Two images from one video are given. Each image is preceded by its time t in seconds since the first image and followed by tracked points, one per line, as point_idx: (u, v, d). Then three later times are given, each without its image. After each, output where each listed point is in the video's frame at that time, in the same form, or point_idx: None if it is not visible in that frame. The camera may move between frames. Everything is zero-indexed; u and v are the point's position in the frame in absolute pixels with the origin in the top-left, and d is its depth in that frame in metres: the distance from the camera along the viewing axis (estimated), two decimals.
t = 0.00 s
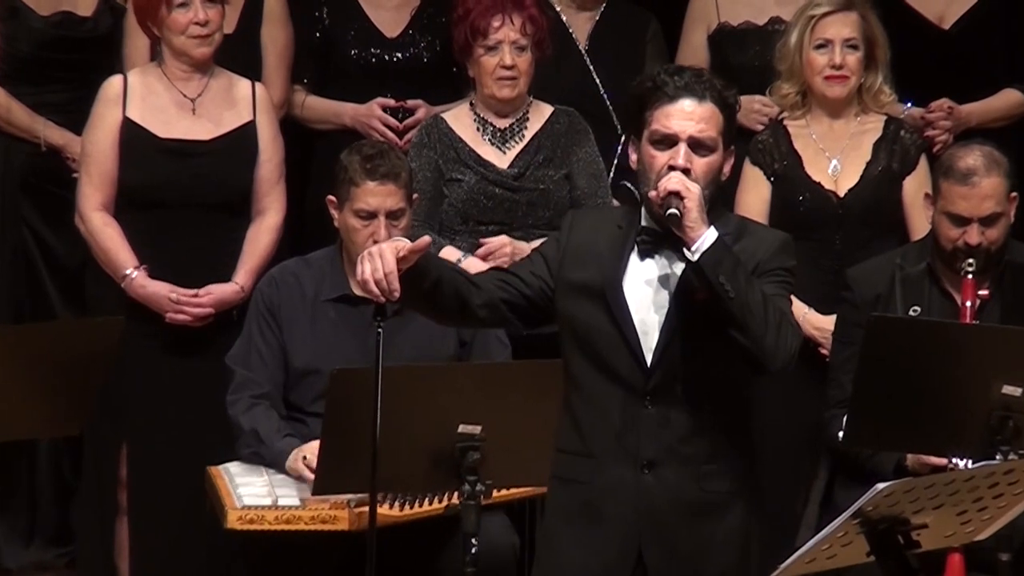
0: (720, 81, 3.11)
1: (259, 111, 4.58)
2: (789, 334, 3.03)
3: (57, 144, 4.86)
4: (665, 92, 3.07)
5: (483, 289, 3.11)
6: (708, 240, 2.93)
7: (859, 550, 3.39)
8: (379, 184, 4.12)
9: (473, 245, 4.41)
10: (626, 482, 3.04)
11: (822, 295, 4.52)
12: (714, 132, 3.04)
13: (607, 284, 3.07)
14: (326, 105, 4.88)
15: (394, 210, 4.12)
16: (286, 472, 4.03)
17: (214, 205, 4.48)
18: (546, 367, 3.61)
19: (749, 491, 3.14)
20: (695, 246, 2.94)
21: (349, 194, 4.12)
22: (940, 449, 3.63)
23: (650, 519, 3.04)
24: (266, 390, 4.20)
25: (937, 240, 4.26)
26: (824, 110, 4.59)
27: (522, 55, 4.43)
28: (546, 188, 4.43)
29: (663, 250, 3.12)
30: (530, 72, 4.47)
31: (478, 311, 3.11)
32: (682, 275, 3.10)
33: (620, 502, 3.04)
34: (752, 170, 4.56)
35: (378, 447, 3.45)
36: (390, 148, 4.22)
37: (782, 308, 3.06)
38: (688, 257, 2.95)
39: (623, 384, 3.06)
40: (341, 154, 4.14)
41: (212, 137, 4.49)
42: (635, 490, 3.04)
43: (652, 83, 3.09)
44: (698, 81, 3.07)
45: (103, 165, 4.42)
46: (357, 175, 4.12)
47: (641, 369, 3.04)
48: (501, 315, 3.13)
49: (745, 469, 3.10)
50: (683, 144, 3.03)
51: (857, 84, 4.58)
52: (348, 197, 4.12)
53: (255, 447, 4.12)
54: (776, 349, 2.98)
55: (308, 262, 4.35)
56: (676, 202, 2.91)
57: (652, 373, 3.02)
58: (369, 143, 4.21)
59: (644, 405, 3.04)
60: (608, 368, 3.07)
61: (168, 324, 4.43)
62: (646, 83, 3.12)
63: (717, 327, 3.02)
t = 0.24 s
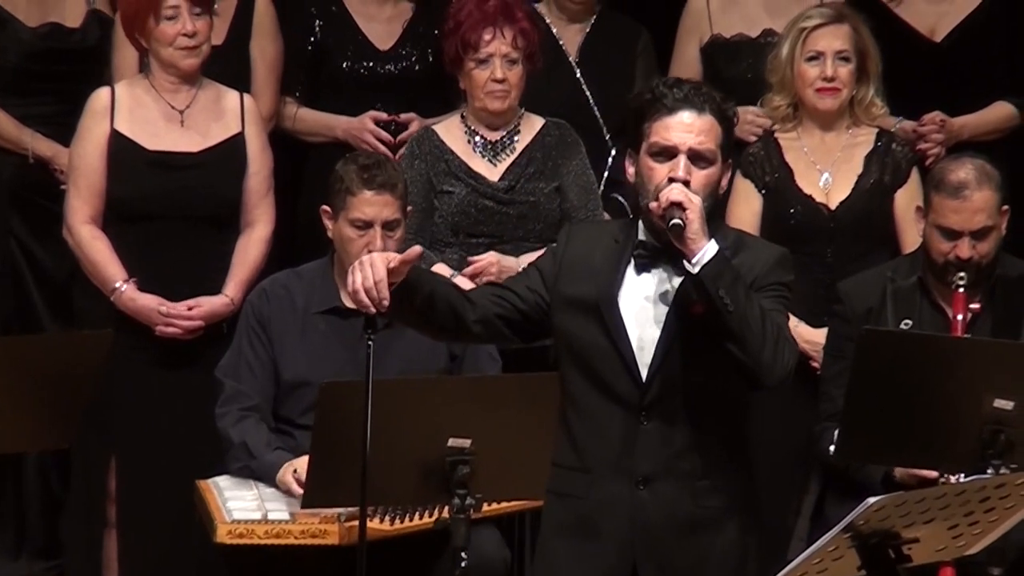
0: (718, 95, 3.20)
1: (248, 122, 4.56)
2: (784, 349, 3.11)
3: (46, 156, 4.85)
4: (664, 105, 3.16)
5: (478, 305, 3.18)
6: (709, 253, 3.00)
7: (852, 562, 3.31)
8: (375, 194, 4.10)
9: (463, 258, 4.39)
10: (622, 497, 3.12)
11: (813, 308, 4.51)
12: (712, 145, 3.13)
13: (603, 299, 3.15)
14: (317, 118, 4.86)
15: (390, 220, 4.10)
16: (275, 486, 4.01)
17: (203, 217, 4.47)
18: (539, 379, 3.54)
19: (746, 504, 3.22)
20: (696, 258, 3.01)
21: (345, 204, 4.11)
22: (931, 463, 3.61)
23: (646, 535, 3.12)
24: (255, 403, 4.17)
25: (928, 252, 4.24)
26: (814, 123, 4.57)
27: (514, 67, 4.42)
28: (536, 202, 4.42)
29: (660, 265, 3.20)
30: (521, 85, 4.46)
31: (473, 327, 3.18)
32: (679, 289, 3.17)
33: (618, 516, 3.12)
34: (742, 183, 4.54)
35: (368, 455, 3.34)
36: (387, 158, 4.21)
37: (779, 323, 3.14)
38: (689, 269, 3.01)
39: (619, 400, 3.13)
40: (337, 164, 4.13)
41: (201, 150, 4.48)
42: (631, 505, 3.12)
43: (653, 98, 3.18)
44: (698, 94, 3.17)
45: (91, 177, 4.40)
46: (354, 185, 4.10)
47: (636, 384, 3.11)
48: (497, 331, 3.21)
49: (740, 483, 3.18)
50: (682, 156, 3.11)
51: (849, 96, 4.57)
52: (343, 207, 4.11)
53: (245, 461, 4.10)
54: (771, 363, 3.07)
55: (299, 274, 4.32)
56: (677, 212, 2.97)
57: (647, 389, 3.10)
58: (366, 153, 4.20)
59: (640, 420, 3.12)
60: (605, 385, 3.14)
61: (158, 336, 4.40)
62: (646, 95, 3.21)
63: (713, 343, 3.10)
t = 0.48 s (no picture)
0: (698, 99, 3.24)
1: (224, 128, 4.56)
2: (769, 353, 3.15)
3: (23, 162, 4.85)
4: (644, 109, 3.20)
5: (454, 321, 3.22)
6: (696, 256, 3.05)
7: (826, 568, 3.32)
8: (358, 198, 4.06)
9: (440, 264, 4.40)
10: (604, 505, 3.17)
11: (788, 315, 4.52)
12: (694, 147, 3.16)
13: (582, 308, 3.19)
14: (296, 124, 4.86)
15: (373, 224, 4.06)
16: (250, 492, 3.90)
17: (180, 224, 4.46)
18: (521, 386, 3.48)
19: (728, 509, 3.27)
20: (684, 259, 3.05)
21: (328, 207, 4.06)
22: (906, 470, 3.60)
23: (628, 541, 3.17)
24: (232, 409, 4.09)
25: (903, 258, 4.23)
26: (791, 128, 4.58)
27: (492, 74, 4.42)
28: (514, 209, 4.43)
29: (640, 272, 3.24)
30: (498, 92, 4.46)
31: (449, 343, 3.22)
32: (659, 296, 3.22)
33: (600, 525, 3.17)
34: (720, 190, 4.54)
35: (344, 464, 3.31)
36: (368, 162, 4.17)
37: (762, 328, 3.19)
38: (677, 272, 3.05)
39: (599, 409, 3.18)
40: (319, 167, 4.09)
41: (177, 157, 4.47)
42: (614, 512, 3.17)
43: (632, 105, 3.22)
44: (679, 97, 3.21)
45: (67, 184, 4.40)
46: (336, 188, 4.06)
47: (617, 393, 3.16)
48: (476, 343, 3.25)
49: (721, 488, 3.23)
50: (667, 158, 3.14)
51: (826, 102, 4.58)
52: (325, 210, 4.06)
53: (220, 468, 3.99)
54: (757, 369, 3.11)
55: (276, 279, 4.25)
56: (665, 214, 3.00)
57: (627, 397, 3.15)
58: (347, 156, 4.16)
59: (621, 429, 3.17)
60: (586, 395, 3.19)
61: (135, 344, 4.40)
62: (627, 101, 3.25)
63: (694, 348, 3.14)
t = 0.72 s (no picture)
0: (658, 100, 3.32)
1: (184, 131, 4.55)
2: (736, 351, 3.25)
3: None
4: (608, 110, 3.28)
5: (415, 329, 3.32)
6: (665, 251, 3.13)
7: (788, 570, 3.33)
8: (320, 200, 4.04)
9: (400, 267, 4.40)
10: (570, 508, 3.24)
11: (748, 317, 4.55)
12: (655, 145, 3.24)
13: (545, 310, 3.28)
14: (257, 127, 4.86)
15: (334, 226, 4.05)
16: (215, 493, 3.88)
17: (140, 227, 4.46)
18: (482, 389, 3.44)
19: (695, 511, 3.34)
20: (654, 256, 3.13)
21: (290, 208, 4.04)
22: (866, 473, 3.59)
23: (593, 543, 3.25)
24: (193, 411, 4.04)
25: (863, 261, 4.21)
26: (751, 131, 4.61)
27: (452, 78, 4.42)
28: (475, 212, 4.43)
29: (604, 273, 3.32)
30: (459, 94, 4.46)
31: (410, 351, 3.32)
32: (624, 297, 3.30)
33: (566, 526, 3.25)
34: (680, 192, 4.58)
35: (304, 472, 3.29)
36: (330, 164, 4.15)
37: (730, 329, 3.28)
38: (648, 268, 3.14)
39: (564, 412, 3.26)
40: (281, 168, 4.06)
41: (137, 160, 4.46)
42: (580, 514, 3.25)
43: (595, 106, 3.30)
44: (640, 99, 3.28)
45: (26, 187, 4.39)
46: (298, 190, 4.04)
47: (581, 395, 3.25)
48: (438, 350, 3.35)
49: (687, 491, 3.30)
50: (631, 157, 3.22)
51: (786, 104, 4.61)
52: (285, 211, 4.04)
53: (184, 470, 3.97)
54: (724, 368, 3.21)
55: (236, 281, 4.17)
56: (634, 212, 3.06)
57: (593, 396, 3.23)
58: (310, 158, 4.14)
59: (586, 429, 3.25)
60: (552, 399, 3.27)
61: (93, 347, 4.40)
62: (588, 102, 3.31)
63: (659, 348, 3.25)
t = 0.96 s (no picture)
0: (638, 106, 3.41)
1: (161, 135, 4.54)
2: (718, 363, 3.32)
3: None
4: (588, 116, 3.37)
5: (394, 331, 3.37)
6: (649, 261, 3.21)
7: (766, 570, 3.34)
8: (292, 203, 4.04)
9: (377, 272, 4.40)
10: (551, 512, 3.36)
11: (727, 320, 4.57)
12: (636, 152, 3.33)
13: (524, 317, 3.39)
14: (232, 131, 4.85)
15: (308, 230, 4.04)
16: (191, 495, 3.88)
17: (117, 231, 4.46)
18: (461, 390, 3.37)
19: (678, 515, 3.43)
20: (638, 266, 3.20)
21: (261, 215, 4.04)
22: (845, 474, 3.58)
23: (573, 548, 3.36)
24: (170, 416, 4.03)
25: (843, 267, 4.20)
26: (730, 133, 4.62)
27: (429, 82, 4.43)
28: (452, 216, 4.43)
29: (584, 280, 3.43)
30: (437, 98, 4.47)
31: (390, 355, 3.38)
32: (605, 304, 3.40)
33: (546, 531, 3.36)
34: (659, 195, 4.58)
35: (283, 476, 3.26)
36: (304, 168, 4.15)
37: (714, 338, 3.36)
38: (631, 278, 3.21)
39: (544, 418, 3.38)
40: (254, 173, 4.06)
41: (113, 164, 4.47)
42: (561, 519, 3.36)
43: (576, 110, 3.39)
44: (621, 105, 3.38)
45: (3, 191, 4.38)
46: (271, 194, 4.04)
47: (561, 401, 3.36)
48: (416, 353, 3.42)
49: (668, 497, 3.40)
50: (612, 165, 3.32)
51: (764, 107, 4.62)
52: (260, 216, 4.04)
53: (163, 476, 3.96)
54: (706, 375, 3.29)
55: (211, 285, 4.16)
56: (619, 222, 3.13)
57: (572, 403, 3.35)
58: (283, 162, 4.14)
59: (565, 435, 3.36)
60: (532, 405, 3.38)
61: (68, 350, 4.38)
62: (568, 108, 3.41)
63: (640, 357, 3.36)
